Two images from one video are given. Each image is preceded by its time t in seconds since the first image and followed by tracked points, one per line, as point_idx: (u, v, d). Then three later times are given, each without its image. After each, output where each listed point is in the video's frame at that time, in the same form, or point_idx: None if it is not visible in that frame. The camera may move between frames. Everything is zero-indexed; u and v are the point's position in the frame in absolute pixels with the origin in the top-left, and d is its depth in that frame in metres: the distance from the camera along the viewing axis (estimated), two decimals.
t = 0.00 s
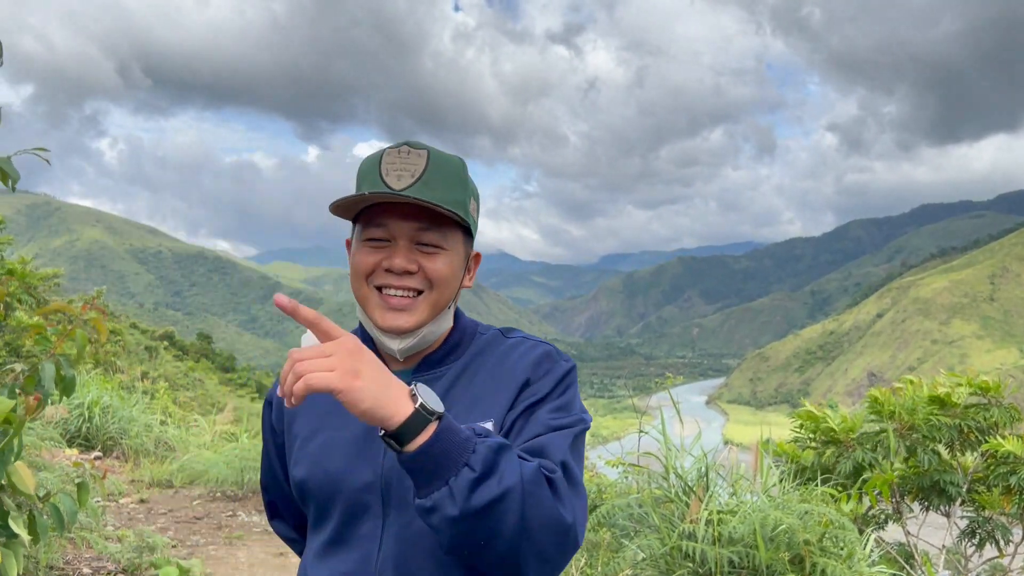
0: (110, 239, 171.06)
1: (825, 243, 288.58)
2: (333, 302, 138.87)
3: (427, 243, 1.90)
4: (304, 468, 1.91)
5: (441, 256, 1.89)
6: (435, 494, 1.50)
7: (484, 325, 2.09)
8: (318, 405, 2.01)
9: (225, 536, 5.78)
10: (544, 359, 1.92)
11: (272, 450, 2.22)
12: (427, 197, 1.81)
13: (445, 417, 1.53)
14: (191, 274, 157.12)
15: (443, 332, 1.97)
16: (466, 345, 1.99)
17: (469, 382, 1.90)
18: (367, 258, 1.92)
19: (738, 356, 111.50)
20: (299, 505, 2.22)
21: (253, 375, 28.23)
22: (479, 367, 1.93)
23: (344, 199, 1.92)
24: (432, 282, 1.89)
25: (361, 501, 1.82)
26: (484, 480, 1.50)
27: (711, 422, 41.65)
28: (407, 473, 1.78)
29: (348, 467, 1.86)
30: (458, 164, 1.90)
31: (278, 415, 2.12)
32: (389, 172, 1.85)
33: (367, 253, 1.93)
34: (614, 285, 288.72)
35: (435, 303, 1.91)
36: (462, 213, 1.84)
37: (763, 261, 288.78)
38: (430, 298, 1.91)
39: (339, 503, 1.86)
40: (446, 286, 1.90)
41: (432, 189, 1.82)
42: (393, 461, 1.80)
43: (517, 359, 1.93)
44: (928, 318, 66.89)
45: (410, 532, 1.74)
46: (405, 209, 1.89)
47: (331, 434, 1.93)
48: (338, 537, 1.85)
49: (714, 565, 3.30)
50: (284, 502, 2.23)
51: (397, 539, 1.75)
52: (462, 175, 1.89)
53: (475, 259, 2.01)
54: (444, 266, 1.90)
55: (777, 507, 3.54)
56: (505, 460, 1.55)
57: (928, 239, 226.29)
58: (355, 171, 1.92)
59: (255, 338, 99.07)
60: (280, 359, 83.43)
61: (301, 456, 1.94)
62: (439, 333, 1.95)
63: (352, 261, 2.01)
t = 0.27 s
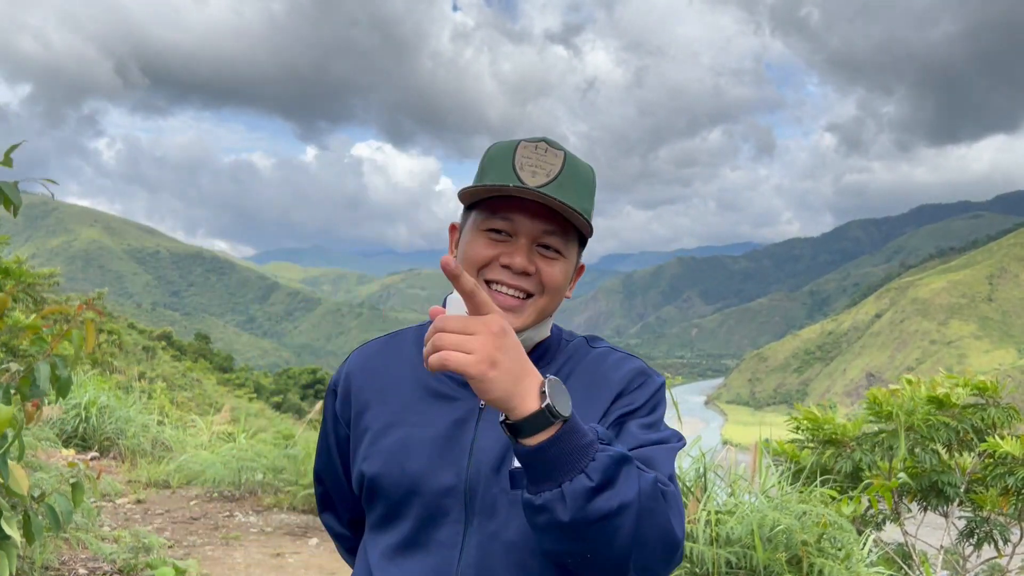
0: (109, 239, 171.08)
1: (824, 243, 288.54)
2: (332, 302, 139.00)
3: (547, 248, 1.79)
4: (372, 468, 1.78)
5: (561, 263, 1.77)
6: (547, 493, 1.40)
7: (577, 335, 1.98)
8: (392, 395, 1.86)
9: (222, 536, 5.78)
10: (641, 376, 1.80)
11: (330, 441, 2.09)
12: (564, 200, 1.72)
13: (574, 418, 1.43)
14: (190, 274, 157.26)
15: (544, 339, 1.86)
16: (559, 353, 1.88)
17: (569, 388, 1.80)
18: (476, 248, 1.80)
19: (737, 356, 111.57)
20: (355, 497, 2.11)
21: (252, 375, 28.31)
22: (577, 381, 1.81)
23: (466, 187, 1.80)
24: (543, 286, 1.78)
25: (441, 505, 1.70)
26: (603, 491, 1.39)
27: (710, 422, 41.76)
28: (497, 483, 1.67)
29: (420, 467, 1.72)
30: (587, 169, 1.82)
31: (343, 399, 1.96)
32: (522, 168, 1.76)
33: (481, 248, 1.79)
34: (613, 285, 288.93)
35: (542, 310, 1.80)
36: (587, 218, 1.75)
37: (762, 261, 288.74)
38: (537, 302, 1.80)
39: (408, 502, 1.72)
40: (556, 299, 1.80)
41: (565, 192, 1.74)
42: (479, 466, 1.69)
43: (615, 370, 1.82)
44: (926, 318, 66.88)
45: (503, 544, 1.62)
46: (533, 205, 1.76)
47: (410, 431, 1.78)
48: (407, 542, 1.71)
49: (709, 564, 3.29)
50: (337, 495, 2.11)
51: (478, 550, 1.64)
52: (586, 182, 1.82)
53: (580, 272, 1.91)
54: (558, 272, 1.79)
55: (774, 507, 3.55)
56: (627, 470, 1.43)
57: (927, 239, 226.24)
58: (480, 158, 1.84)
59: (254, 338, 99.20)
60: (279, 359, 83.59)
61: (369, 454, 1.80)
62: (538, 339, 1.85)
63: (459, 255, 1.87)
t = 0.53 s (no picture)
0: (105, 239, 170.46)
1: (820, 243, 288.64)
2: (328, 302, 138.71)
3: (596, 243, 1.82)
4: (405, 454, 1.79)
5: (609, 258, 1.82)
6: (600, 497, 1.40)
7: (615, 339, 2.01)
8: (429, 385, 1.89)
9: (217, 536, 5.76)
10: (683, 385, 1.83)
11: (356, 433, 2.07)
12: (619, 196, 1.74)
13: (615, 417, 1.44)
14: (186, 274, 156.85)
15: (584, 337, 1.87)
16: (602, 359, 1.89)
17: (613, 396, 1.81)
18: (525, 244, 1.83)
19: (734, 356, 111.61)
20: (377, 494, 2.11)
21: (248, 375, 28.25)
22: (618, 382, 1.84)
23: (519, 178, 1.81)
24: (592, 284, 1.81)
25: (474, 503, 1.71)
26: (659, 488, 1.40)
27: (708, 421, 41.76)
28: (537, 484, 1.69)
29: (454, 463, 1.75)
30: (639, 168, 1.80)
31: (374, 388, 1.96)
32: (574, 159, 1.76)
33: (528, 239, 1.83)
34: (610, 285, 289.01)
35: (589, 307, 1.82)
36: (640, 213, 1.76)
37: (758, 261, 288.77)
38: (585, 300, 1.82)
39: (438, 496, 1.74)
40: (603, 295, 1.82)
41: (619, 188, 1.75)
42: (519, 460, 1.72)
43: (657, 379, 1.84)
44: (922, 318, 66.93)
45: (541, 542, 1.65)
46: (584, 200, 1.79)
47: (440, 424, 1.79)
48: (433, 536, 1.73)
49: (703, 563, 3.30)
50: (360, 490, 2.12)
51: (513, 547, 1.66)
52: (636, 180, 1.80)
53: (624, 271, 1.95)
54: (607, 270, 1.83)
55: (770, 505, 3.57)
56: (676, 469, 1.44)
57: (923, 239, 226.40)
58: (533, 149, 1.85)
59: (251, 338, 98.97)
60: (276, 359, 83.45)
61: (398, 445, 1.82)
62: (580, 338, 1.87)
63: (506, 246, 1.90)
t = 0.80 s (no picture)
0: (99, 239, 169.55)
1: (815, 242, 288.75)
2: (323, 302, 138.31)
3: (600, 238, 1.88)
4: (408, 452, 1.79)
5: (613, 252, 1.87)
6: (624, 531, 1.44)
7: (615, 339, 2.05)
8: (432, 384, 1.89)
9: (211, 536, 5.73)
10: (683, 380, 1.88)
11: (351, 432, 2.05)
12: (625, 189, 1.80)
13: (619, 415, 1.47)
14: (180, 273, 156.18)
15: (589, 333, 1.89)
16: (604, 359, 1.91)
17: (613, 394, 1.85)
18: (529, 238, 1.86)
19: (729, 355, 111.69)
20: (376, 494, 2.05)
21: (243, 375, 28.13)
22: (621, 378, 1.89)
23: (524, 172, 1.84)
24: (596, 279, 1.86)
25: (478, 504, 1.73)
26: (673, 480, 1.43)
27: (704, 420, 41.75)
28: (546, 482, 1.72)
29: (466, 466, 1.75)
30: (637, 165, 1.88)
31: (373, 389, 1.96)
32: (577, 152, 1.81)
33: (532, 235, 1.86)
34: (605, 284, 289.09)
35: (593, 303, 1.86)
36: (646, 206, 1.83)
37: (753, 260, 288.83)
38: (589, 299, 1.86)
39: (445, 497, 1.74)
40: (606, 290, 1.87)
41: (623, 179, 1.81)
42: (524, 459, 1.74)
43: (660, 376, 1.90)
44: (917, 316, 67.03)
45: (554, 538, 1.68)
46: (589, 192, 1.84)
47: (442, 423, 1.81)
48: (436, 541, 1.73)
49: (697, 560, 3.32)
50: (358, 491, 2.06)
51: (529, 545, 1.68)
52: (635, 174, 1.87)
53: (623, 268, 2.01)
54: (611, 265, 1.88)
55: (765, 503, 3.59)
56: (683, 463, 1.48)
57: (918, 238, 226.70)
58: (529, 142, 1.88)
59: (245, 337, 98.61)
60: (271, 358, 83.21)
61: (397, 446, 1.82)
62: (584, 335, 1.87)
63: (506, 243, 1.93)
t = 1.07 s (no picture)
0: (89, 238, 168.05)
1: (808, 240, 288.86)
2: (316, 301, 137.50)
3: (565, 229, 1.96)
4: (386, 457, 1.88)
5: (579, 246, 1.95)
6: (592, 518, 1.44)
7: (593, 334, 2.13)
8: (407, 385, 1.98)
9: (205, 535, 5.71)
10: (644, 377, 1.96)
11: (329, 436, 2.18)
12: (586, 179, 1.88)
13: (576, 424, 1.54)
14: (172, 273, 155.05)
15: (560, 330, 1.97)
16: (582, 355, 1.98)
17: (579, 391, 1.91)
18: (491, 235, 1.97)
19: (722, 353, 111.78)
20: (353, 497, 2.18)
21: (235, 374, 27.96)
22: (599, 375, 1.96)
23: (477, 167, 1.94)
24: (563, 272, 1.94)
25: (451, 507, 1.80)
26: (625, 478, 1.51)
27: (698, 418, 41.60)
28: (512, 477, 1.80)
29: (442, 475, 1.82)
30: (603, 148, 1.96)
31: (345, 390, 2.08)
32: (533, 140, 1.90)
33: (493, 232, 1.96)
34: (599, 283, 288.97)
35: (560, 299, 1.94)
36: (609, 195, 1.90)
37: (746, 258, 288.85)
38: (556, 291, 1.94)
39: (425, 511, 1.81)
40: (574, 284, 1.96)
41: (583, 168, 1.89)
42: (502, 459, 1.82)
43: (637, 369, 1.98)
44: (909, 314, 67.22)
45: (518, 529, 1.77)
46: (548, 184, 1.92)
47: (410, 427, 1.90)
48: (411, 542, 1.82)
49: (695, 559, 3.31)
50: (338, 493, 2.20)
51: (513, 546, 1.75)
52: (603, 160, 1.95)
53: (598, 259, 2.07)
54: (577, 256, 1.97)
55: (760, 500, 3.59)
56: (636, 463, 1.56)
57: (910, 236, 227.26)
58: (492, 135, 1.98)
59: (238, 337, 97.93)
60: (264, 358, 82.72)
61: (372, 454, 1.93)
62: (556, 331, 1.96)
63: (470, 246, 2.03)
